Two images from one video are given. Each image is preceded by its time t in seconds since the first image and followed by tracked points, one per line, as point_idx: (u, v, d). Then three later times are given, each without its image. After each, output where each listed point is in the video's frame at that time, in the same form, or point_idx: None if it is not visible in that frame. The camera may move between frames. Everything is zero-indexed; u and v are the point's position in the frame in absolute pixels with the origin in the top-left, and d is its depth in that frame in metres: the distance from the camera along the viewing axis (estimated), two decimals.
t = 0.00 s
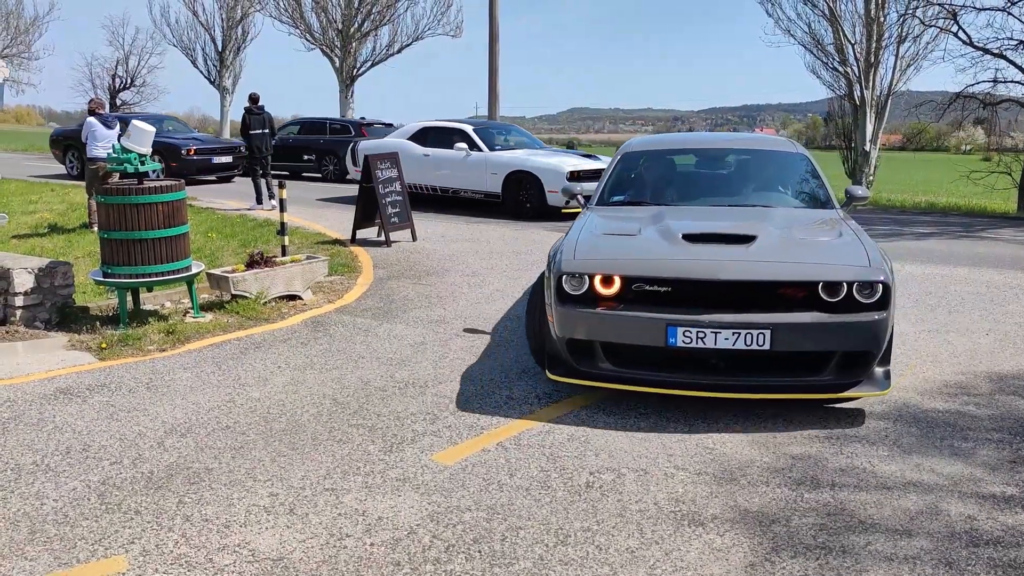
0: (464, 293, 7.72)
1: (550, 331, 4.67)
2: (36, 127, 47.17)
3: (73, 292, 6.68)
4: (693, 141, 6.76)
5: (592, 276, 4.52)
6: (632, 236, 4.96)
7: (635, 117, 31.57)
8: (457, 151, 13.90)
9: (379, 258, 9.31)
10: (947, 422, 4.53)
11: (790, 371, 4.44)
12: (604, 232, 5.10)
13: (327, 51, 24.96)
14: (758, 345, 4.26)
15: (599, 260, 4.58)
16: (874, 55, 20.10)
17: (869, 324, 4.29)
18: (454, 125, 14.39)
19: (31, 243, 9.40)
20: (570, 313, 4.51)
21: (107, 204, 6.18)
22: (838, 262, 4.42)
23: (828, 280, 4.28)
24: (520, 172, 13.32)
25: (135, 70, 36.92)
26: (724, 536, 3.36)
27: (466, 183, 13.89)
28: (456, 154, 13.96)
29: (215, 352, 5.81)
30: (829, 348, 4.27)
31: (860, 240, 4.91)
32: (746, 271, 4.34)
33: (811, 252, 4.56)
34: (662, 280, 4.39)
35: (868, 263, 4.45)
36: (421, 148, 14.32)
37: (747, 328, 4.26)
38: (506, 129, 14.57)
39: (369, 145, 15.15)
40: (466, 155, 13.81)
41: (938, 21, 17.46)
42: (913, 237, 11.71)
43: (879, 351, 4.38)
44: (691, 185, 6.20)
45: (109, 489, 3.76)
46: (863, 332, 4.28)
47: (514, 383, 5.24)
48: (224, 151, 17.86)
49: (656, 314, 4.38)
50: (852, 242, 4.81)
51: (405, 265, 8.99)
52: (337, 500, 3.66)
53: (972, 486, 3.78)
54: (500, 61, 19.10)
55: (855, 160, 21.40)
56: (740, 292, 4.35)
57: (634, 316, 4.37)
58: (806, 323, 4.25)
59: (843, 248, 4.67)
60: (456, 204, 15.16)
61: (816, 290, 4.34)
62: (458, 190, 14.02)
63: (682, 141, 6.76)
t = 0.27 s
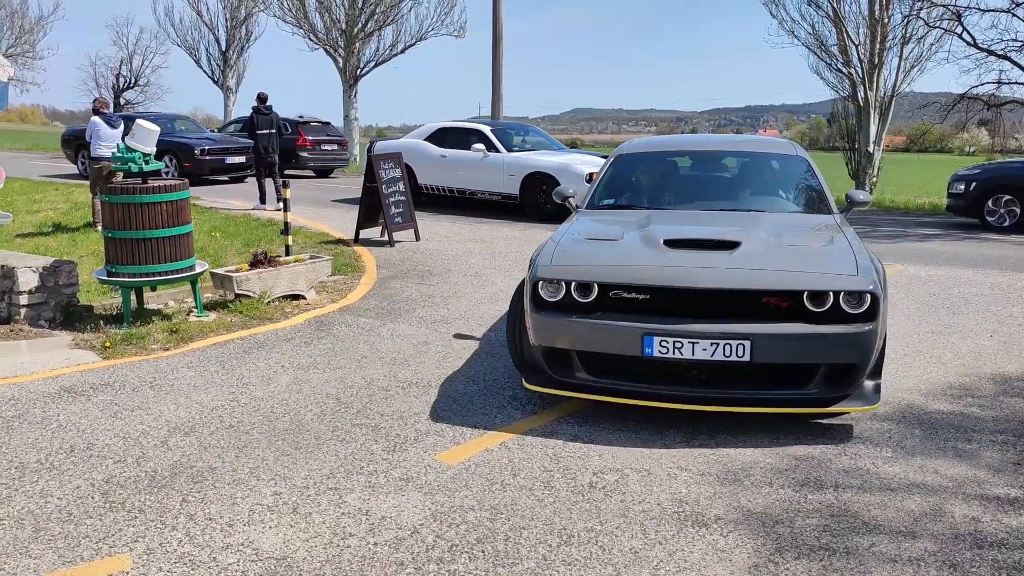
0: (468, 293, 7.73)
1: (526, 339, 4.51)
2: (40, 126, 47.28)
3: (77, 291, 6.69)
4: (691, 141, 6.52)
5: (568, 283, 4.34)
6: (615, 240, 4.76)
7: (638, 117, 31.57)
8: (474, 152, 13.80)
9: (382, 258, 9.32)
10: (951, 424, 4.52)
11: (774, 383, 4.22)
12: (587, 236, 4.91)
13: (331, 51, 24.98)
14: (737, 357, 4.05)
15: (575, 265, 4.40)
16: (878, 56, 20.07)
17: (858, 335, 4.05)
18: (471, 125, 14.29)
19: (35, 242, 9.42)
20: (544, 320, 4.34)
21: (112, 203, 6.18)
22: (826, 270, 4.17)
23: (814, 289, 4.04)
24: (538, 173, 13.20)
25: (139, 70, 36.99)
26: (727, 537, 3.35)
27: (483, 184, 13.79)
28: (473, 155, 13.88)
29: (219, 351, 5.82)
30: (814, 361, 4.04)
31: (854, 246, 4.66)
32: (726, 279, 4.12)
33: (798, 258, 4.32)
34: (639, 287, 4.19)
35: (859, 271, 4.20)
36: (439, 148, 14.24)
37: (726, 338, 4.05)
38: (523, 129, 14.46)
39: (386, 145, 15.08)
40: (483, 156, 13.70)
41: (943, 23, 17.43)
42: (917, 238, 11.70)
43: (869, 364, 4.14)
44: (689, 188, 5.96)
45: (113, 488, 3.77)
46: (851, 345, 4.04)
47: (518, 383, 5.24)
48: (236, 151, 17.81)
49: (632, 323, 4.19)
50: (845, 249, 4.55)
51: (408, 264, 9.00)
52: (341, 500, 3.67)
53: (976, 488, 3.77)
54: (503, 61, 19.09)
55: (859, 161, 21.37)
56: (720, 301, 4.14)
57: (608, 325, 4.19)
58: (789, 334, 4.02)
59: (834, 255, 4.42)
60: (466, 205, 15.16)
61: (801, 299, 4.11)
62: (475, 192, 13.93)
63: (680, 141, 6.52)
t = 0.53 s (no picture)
0: (471, 294, 7.73)
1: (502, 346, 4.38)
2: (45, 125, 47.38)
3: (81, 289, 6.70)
4: (689, 143, 6.32)
5: (544, 288, 4.21)
6: (596, 245, 4.62)
7: (643, 117, 31.55)
8: (490, 154, 13.73)
9: (386, 258, 9.32)
10: (957, 426, 4.51)
11: (756, 395, 4.05)
12: (569, 240, 4.77)
13: (335, 51, 24.98)
14: (715, 367, 3.89)
15: (551, 270, 4.27)
16: (883, 57, 20.02)
17: (842, 346, 3.87)
18: (487, 125, 14.22)
19: (39, 241, 9.43)
20: (519, 327, 4.22)
21: (116, 202, 6.19)
22: (810, 278, 3.99)
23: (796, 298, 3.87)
24: (554, 175, 13.13)
25: (144, 69, 37.06)
26: (732, 538, 3.35)
27: (498, 185, 13.73)
28: (489, 156, 13.80)
29: (224, 351, 5.83)
30: (796, 373, 3.87)
31: (844, 253, 4.47)
32: (705, 286, 3.96)
33: (782, 267, 4.15)
34: (616, 293, 4.05)
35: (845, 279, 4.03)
36: (454, 149, 14.21)
37: (702, 348, 3.89)
38: (538, 131, 14.39)
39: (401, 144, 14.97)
40: (499, 157, 13.62)
41: (948, 24, 17.39)
42: (922, 240, 11.67)
43: (855, 377, 3.96)
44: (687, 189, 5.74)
45: (117, 487, 3.77)
46: (834, 356, 3.86)
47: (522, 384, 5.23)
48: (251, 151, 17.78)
49: (608, 330, 4.04)
50: (834, 256, 4.37)
51: (412, 265, 8.99)
52: (345, 499, 3.67)
53: (981, 490, 3.76)
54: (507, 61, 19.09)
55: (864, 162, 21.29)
56: (698, 309, 3.98)
57: (583, 332, 4.05)
58: (769, 344, 3.85)
59: (822, 262, 4.23)
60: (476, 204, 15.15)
61: (783, 308, 3.94)
62: (490, 193, 13.87)
63: (679, 143, 6.32)
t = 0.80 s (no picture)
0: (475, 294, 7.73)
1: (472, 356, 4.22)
2: (49, 124, 47.48)
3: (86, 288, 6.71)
4: (686, 142, 6.06)
5: (513, 296, 4.05)
6: (572, 251, 4.43)
7: (647, 118, 31.54)
8: (504, 154, 13.70)
9: (389, 258, 9.33)
10: (961, 428, 4.50)
11: (731, 411, 3.83)
12: (547, 245, 4.60)
13: (339, 51, 25.00)
14: (684, 382, 3.69)
15: (521, 276, 4.11)
16: (888, 58, 19.98)
17: (820, 361, 3.65)
18: (501, 126, 14.20)
19: (44, 240, 9.45)
20: (487, 336, 4.06)
21: (121, 201, 6.19)
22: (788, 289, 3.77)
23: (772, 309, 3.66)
24: (569, 176, 13.09)
25: (149, 68, 37.13)
26: (736, 539, 3.35)
27: (512, 187, 13.69)
28: (503, 157, 13.77)
29: (227, 350, 5.83)
30: (771, 388, 3.66)
31: (831, 263, 4.23)
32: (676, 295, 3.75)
33: (761, 277, 3.91)
34: (584, 302, 3.87)
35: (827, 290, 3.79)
36: (468, 150, 14.18)
37: (671, 361, 3.69)
38: (554, 132, 14.36)
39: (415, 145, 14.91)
40: (514, 158, 13.58)
41: (953, 25, 17.35)
42: (926, 241, 11.64)
43: (835, 394, 3.73)
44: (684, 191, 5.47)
45: (122, 485, 3.77)
46: (812, 372, 3.64)
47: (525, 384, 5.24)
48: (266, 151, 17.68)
49: (576, 341, 3.87)
50: (819, 266, 4.13)
51: (416, 265, 8.99)
52: (349, 498, 3.67)
53: (986, 492, 3.76)
54: (511, 61, 19.08)
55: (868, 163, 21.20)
56: (669, 320, 3.78)
57: (550, 342, 3.88)
58: (742, 358, 3.64)
59: (805, 272, 4.00)
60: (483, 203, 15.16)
61: (759, 321, 3.71)
62: (504, 194, 13.84)
63: (675, 142, 6.06)
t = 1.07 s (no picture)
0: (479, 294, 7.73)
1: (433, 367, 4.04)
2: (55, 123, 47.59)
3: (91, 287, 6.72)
4: (682, 143, 5.77)
5: (474, 305, 3.86)
6: (539, 257, 4.23)
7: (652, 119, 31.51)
8: (520, 155, 13.62)
9: (394, 258, 9.33)
10: (968, 431, 4.49)
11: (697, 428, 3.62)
12: (516, 251, 4.39)
13: (344, 50, 25.01)
14: (644, 398, 3.48)
15: (480, 284, 3.92)
16: (893, 59, 19.95)
17: (788, 378, 3.42)
18: (517, 127, 14.15)
19: (50, 238, 9.46)
20: (444, 347, 3.89)
21: (126, 200, 6.20)
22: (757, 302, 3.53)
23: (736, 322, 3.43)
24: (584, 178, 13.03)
25: (154, 68, 37.20)
26: (741, 541, 3.34)
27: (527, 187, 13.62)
28: (518, 158, 13.71)
29: (232, 349, 5.83)
30: (735, 407, 3.44)
31: (812, 273, 3.98)
32: (638, 306, 3.54)
33: (731, 287, 3.68)
34: (544, 312, 3.67)
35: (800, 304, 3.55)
36: (483, 151, 14.12)
37: (630, 375, 3.49)
38: (568, 133, 14.31)
39: (431, 147, 14.90)
40: (529, 159, 13.52)
41: (959, 26, 17.32)
42: (931, 243, 11.62)
43: (806, 413, 3.51)
44: (679, 193, 5.17)
45: (127, 484, 3.78)
46: (779, 389, 3.42)
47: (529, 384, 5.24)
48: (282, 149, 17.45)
49: (534, 352, 3.68)
50: (796, 275, 3.88)
51: (420, 265, 8.99)
52: (353, 498, 3.67)
53: (992, 495, 3.75)
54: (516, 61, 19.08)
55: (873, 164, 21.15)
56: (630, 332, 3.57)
57: (507, 354, 3.70)
58: (705, 374, 3.43)
59: (780, 282, 3.75)
60: (489, 203, 15.16)
61: (726, 334, 3.49)
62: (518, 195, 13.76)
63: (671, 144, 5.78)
